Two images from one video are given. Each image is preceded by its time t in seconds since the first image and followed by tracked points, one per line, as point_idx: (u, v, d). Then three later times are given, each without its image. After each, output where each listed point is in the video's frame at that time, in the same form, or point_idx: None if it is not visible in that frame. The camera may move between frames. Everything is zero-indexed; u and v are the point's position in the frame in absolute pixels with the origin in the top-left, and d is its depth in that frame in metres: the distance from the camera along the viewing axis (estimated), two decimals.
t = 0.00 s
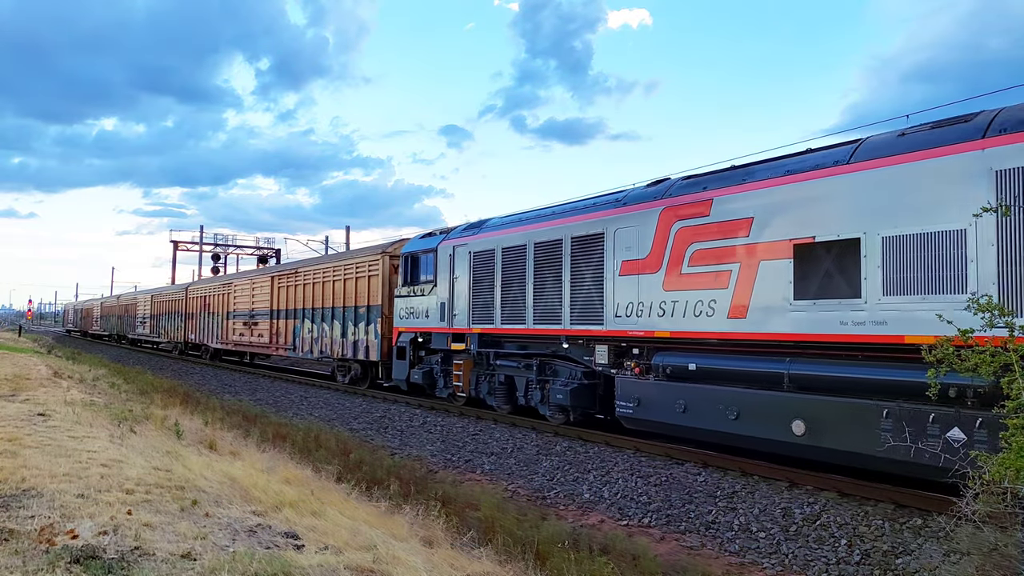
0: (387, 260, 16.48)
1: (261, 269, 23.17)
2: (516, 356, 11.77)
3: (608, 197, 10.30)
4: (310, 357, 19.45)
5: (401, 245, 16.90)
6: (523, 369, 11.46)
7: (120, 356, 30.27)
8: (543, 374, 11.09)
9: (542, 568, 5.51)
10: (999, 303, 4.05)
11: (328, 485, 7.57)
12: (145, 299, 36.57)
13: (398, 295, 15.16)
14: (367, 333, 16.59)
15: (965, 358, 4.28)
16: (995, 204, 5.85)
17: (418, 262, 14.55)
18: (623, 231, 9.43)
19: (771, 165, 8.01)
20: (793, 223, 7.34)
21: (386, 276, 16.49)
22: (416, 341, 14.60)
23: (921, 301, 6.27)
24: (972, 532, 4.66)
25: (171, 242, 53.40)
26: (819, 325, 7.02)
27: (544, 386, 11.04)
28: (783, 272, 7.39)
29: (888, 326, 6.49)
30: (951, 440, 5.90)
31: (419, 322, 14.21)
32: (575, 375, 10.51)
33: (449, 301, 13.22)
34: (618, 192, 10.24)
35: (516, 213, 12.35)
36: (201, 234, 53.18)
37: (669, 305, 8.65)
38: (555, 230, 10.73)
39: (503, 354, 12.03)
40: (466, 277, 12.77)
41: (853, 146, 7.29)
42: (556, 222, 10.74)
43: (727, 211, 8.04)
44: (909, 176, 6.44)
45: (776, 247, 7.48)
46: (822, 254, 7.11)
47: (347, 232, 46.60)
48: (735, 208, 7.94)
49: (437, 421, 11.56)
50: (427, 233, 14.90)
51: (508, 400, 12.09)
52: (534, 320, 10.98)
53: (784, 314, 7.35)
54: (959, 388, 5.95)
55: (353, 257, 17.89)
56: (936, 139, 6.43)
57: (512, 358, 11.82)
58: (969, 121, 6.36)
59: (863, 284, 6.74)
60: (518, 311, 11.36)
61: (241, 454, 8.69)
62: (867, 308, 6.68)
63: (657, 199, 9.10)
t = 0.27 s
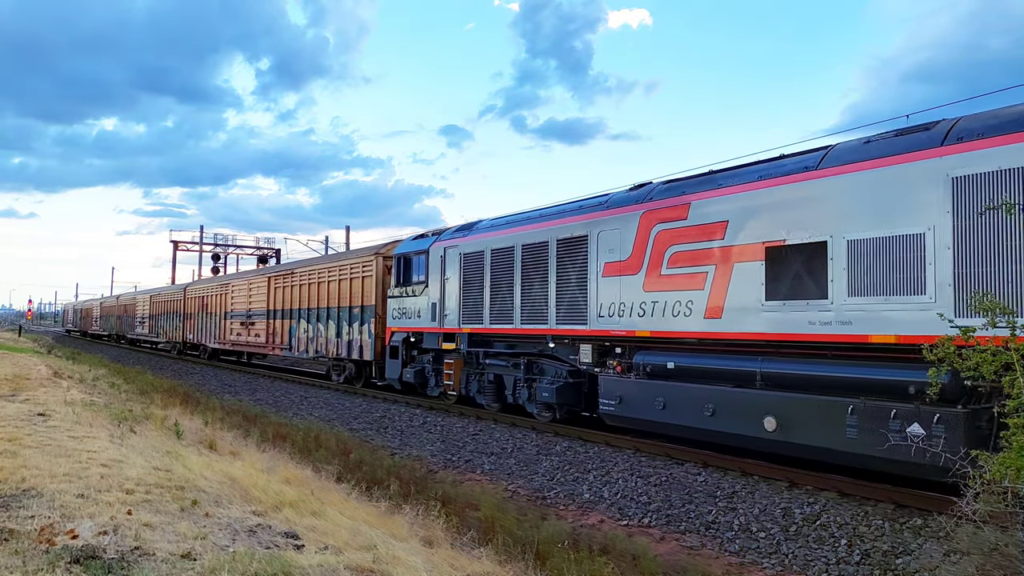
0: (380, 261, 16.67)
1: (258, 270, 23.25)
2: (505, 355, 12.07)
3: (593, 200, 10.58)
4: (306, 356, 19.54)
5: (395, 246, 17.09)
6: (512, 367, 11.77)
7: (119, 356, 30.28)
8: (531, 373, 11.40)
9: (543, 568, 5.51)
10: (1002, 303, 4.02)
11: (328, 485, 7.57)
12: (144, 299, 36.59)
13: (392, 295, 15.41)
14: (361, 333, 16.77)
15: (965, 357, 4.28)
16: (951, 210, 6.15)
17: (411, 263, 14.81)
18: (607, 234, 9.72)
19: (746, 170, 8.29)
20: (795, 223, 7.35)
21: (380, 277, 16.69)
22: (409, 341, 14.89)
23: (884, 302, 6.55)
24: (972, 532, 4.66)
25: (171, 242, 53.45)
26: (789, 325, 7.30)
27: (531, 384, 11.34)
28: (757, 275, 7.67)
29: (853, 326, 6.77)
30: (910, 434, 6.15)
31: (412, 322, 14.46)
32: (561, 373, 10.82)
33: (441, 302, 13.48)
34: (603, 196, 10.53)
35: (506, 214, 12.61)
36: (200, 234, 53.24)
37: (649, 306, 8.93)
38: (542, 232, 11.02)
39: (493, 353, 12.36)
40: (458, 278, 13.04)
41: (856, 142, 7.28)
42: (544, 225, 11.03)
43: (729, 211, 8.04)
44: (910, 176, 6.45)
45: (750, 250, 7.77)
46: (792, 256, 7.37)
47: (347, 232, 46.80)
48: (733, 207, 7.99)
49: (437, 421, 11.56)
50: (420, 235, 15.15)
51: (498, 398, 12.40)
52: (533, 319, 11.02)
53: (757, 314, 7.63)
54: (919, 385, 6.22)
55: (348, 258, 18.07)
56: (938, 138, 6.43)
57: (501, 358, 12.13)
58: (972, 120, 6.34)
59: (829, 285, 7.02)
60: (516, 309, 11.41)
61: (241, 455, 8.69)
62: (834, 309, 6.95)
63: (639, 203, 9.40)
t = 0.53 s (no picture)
0: (374, 263, 16.87)
1: (255, 270, 23.32)
2: (494, 355, 12.36)
3: (579, 203, 10.86)
4: (302, 356, 19.61)
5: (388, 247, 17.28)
6: (502, 366, 12.06)
7: (119, 356, 30.27)
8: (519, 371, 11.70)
9: (543, 568, 5.52)
10: (1001, 303, 4.01)
11: (329, 485, 7.57)
12: (143, 299, 36.63)
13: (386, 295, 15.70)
14: (356, 333, 16.94)
15: (965, 357, 4.28)
16: (911, 215, 6.42)
17: (404, 264, 15.06)
18: (591, 237, 10.00)
19: (723, 174, 8.54)
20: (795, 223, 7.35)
21: (374, 277, 16.92)
22: (401, 341, 15.18)
23: (849, 303, 6.83)
24: (972, 532, 4.67)
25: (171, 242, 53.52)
26: (761, 325, 7.57)
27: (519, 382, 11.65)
28: (729, 276, 7.94)
29: (820, 326, 7.05)
30: (874, 429, 6.42)
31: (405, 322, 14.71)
32: (548, 372, 11.12)
33: (433, 302, 13.77)
34: (589, 199, 10.80)
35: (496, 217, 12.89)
36: (201, 234, 53.36)
37: (630, 307, 9.20)
38: (530, 234, 11.29)
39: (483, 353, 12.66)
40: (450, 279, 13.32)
41: (858, 141, 7.26)
42: (531, 227, 11.31)
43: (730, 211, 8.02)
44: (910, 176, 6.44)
45: (723, 253, 8.04)
46: (764, 258, 7.65)
47: (347, 232, 46.93)
48: (733, 207, 7.99)
49: (437, 421, 11.56)
50: (413, 236, 15.40)
51: (488, 396, 12.70)
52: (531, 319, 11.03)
53: (733, 314, 7.87)
54: (882, 382, 6.46)
55: (342, 258, 18.27)
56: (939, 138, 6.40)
57: (490, 357, 12.44)
58: (973, 120, 6.32)
59: (799, 287, 7.29)
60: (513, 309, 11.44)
61: (241, 455, 8.69)
62: (802, 309, 7.23)
63: (621, 207, 9.68)
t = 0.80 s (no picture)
0: (368, 264, 17.06)
1: (252, 270, 23.38)
2: (483, 354, 12.60)
3: (565, 206, 11.14)
4: (298, 356, 19.68)
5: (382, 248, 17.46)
6: (491, 365, 12.29)
7: (119, 356, 30.24)
8: (507, 369, 11.94)
9: (543, 568, 5.52)
10: (1002, 302, 4.01)
11: (329, 485, 7.57)
12: (142, 299, 36.65)
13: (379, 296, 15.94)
14: (350, 333, 17.10)
15: (965, 357, 4.27)
16: (874, 218, 6.73)
17: (397, 265, 15.27)
18: (575, 239, 10.28)
19: (700, 179, 8.83)
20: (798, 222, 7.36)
21: (368, 278, 17.12)
22: (394, 341, 15.40)
23: (814, 303, 7.16)
24: (971, 532, 4.66)
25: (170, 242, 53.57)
26: (734, 324, 7.89)
27: (507, 380, 11.88)
28: (704, 278, 8.25)
29: (788, 326, 7.40)
30: (840, 425, 6.74)
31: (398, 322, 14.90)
32: (535, 371, 11.34)
33: (424, 302, 13.97)
34: (574, 202, 11.08)
35: (487, 219, 13.16)
36: (201, 234, 53.40)
37: (613, 307, 9.49)
38: (517, 236, 11.56)
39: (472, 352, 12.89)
40: (440, 279, 13.54)
41: (859, 141, 7.29)
42: (519, 229, 11.58)
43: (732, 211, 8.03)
44: (910, 176, 6.47)
45: (698, 255, 8.35)
46: (738, 261, 7.95)
47: (347, 232, 47.02)
48: (734, 207, 8.02)
49: (437, 421, 11.56)
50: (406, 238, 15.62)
51: (478, 394, 12.92)
52: (530, 319, 11.07)
53: (708, 314, 8.18)
54: (847, 379, 6.79)
55: (337, 259, 18.45)
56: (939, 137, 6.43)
57: (479, 356, 12.67)
58: (973, 120, 6.34)
59: (768, 288, 7.61)
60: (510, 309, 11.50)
61: (241, 455, 8.69)
62: (772, 309, 7.56)
63: (604, 210, 9.97)
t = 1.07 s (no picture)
0: (362, 265, 17.19)
1: (249, 271, 23.42)
2: (472, 353, 12.79)
3: (551, 209, 11.31)
4: (295, 356, 19.73)
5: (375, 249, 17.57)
6: (480, 364, 12.48)
7: (119, 355, 30.24)
8: (495, 368, 12.14)
9: (543, 567, 5.52)
10: (999, 303, 3.98)
11: (329, 485, 7.57)
12: (141, 299, 36.67)
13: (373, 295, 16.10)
14: (344, 333, 17.20)
15: (965, 357, 4.27)
16: (843, 222, 6.95)
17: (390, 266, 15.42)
18: (560, 241, 10.46)
19: (678, 184, 9.05)
20: (799, 221, 7.32)
21: (361, 278, 17.24)
22: (387, 340, 15.55)
23: (786, 304, 7.41)
24: (972, 532, 4.66)
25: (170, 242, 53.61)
26: (709, 324, 8.12)
27: (495, 379, 12.07)
28: (682, 279, 8.46)
29: (761, 326, 7.64)
30: (808, 421, 6.98)
31: (391, 322, 15.03)
32: (522, 370, 11.54)
33: (416, 302, 14.12)
34: (560, 205, 11.26)
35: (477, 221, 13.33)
36: (200, 234, 53.45)
37: (596, 308, 9.68)
38: (505, 238, 11.74)
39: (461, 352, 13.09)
40: (431, 280, 13.70)
41: (858, 142, 7.29)
42: (506, 231, 11.75)
43: (732, 211, 7.99)
44: (908, 176, 6.47)
45: (676, 257, 8.55)
46: (714, 263, 8.15)
47: (347, 232, 47.09)
48: (733, 207, 7.97)
49: (437, 421, 11.56)
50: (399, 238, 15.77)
51: (467, 392, 13.11)
52: (524, 319, 11.15)
53: (686, 314, 8.39)
54: (814, 377, 7.07)
55: (331, 260, 18.58)
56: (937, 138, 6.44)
57: (469, 355, 12.86)
58: (971, 120, 6.35)
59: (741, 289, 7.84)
60: (503, 309, 11.56)
61: (241, 454, 8.69)
62: (745, 310, 7.80)
63: (587, 212, 10.15)
